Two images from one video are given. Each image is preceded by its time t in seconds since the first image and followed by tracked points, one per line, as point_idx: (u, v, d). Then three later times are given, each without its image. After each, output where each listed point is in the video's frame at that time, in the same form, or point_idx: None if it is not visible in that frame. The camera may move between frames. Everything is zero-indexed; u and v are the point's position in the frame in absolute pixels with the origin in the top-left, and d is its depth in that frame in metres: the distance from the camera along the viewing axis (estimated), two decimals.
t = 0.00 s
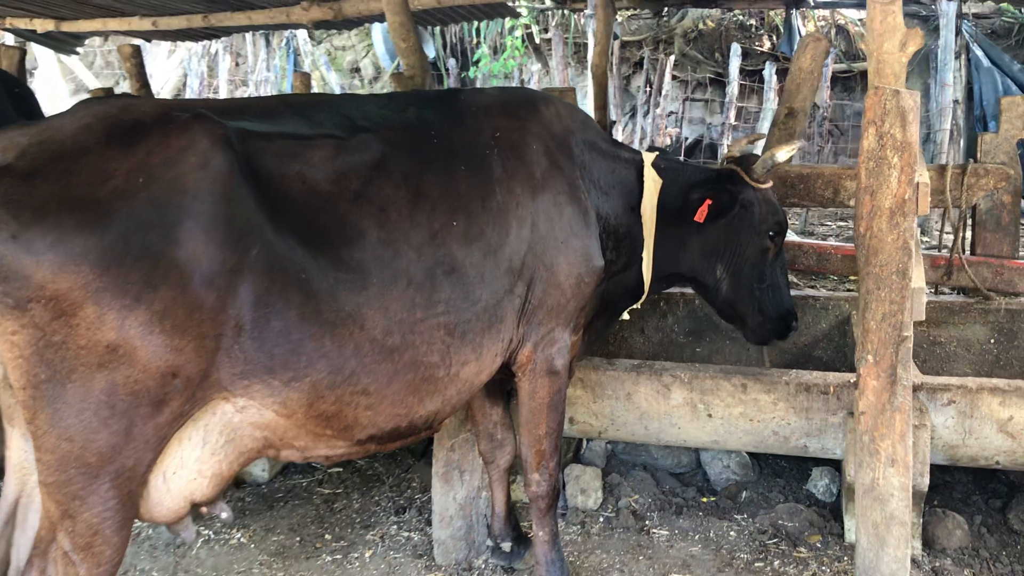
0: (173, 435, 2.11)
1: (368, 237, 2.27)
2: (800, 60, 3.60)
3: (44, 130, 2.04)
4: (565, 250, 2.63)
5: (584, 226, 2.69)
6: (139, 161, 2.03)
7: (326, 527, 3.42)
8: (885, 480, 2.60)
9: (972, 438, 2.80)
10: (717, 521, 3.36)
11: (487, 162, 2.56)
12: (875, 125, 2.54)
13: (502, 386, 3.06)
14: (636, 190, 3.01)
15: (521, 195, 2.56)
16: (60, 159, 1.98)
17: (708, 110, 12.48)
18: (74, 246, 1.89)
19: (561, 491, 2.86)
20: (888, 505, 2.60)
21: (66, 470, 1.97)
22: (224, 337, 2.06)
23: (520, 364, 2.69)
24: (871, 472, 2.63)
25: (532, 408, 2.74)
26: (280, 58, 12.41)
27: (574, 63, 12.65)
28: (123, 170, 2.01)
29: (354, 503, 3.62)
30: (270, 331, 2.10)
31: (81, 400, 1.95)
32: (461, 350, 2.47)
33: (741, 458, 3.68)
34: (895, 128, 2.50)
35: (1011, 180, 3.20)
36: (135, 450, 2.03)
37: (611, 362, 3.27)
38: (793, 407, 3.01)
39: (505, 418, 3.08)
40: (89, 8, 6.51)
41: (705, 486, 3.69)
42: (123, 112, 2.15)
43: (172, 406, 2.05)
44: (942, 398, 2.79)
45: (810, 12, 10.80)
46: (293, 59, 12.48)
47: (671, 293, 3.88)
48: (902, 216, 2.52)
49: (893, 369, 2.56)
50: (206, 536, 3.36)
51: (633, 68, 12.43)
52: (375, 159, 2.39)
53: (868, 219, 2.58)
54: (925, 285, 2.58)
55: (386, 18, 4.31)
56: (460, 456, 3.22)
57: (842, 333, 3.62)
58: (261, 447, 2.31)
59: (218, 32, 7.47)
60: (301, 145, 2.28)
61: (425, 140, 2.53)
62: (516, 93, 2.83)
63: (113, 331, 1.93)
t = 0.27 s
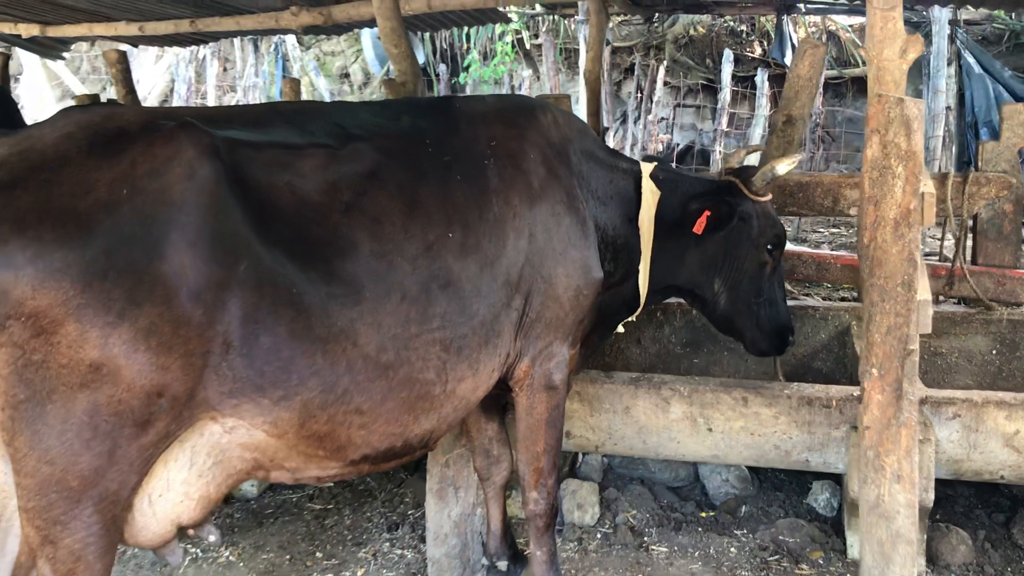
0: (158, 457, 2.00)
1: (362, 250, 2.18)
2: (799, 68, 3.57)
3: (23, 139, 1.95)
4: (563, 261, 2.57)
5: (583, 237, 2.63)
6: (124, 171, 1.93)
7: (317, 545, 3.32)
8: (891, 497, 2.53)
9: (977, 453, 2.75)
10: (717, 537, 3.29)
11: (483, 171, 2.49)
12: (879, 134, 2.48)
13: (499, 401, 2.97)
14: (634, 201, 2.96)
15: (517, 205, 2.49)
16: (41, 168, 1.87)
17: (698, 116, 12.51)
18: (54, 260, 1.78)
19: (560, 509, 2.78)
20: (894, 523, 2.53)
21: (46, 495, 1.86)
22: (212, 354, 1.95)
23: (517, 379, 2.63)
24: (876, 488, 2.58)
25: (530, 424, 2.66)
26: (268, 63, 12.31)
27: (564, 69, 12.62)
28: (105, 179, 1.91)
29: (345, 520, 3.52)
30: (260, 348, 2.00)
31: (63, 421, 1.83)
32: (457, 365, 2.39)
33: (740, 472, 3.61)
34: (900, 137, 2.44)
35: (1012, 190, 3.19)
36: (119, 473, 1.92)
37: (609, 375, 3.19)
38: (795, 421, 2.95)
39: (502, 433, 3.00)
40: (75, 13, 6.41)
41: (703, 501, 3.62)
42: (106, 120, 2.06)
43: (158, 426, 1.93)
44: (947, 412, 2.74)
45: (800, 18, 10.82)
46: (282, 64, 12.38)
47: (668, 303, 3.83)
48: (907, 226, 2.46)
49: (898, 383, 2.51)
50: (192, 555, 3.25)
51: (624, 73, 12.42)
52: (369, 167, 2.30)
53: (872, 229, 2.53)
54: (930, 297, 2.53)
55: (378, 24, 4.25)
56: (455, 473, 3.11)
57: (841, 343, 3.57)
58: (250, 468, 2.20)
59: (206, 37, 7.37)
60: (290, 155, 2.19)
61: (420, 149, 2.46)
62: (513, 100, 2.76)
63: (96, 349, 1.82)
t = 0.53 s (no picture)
0: (172, 471, 1.97)
1: (379, 258, 2.14)
2: (807, 73, 3.57)
3: (34, 147, 1.92)
4: (579, 270, 2.53)
5: (598, 245, 2.59)
6: (137, 179, 1.90)
7: (322, 557, 3.26)
8: (909, 508, 2.51)
9: (993, 462, 2.74)
10: (728, 547, 3.25)
11: (498, 177, 2.45)
12: (895, 141, 2.45)
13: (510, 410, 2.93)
14: (645, 208, 2.92)
15: (533, 212, 2.45)
16: (53, 177, 1.84)
17: (692, 122, 12.52)
18: (68, 271, 1.76)
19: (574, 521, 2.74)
20: (914, 534, 2.50)
21: (57, 511, 1.82)
22: (227, 366, 1.93)
23: (532, 389, 2.59)
24: (894, 498, 2.54)
25: (545, 434, 2.63)
26: (260, 69, 12.25)
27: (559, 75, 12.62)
28: (119, 188, 1.88)
29: (350, 531, 3.46)
30: (277, 360, 1.97)
31: (75, 435, 1.81)
32: (476, 375, 2.34)
33: (750, 481, 3.57)
34: (917, 144, 2.40)
35: None
36: (133, 487, 1.89)
37: (619, 385, 3.16)
38: (809, 431, 2.92)
39: (513, 444, 2.96)
40: (69, 18, 6.35)
41: (712, 510, 3.58)
42: (117, 127, 2.03)
43: (172, 439, 1.90)
44: (963, 421, 2.74)
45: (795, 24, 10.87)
46: (274, 70, 12.31)
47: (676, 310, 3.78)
48: (925, 234, 2.43)
49: (916, 394, 2.49)
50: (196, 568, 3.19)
51: (618, 80, 12.44)
52: (386, 175, 2.27)
53: (889, 237, 2.50)
54: (948, 304, 2.50)
55: (381, 28, 4.22)
56: (464, 484, 3.07)
57: (850, 351, 3.55)
58: (265, 483, 2.17)
59: (202, 42, 7.31)
60: (306, 161, 2.15)
61: (434, 155, 2.41)
62: (525, 106, 2.72)
63: (110, 362, 1.80)
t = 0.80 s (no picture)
0: (180, 475, 1.95)
1: (389, 261, 2.14)
2: (808, 77, 3.61)
3: (42, 148, 1.90)
4: (585, 273, 2.53)
5: (603, 248, 2.59)
6: (147, 181, 1.90)
7: (324, 562, 3.24)
8: (915, 511, 2.51)
9: (997, 465, 2.77)
10: (732, 551, 3.24)
11: (503, 180, 2.45)
12: (900, 144, 2.46)
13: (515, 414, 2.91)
14: (649, 211, 2.92)
15: (538, 214, 2.45)
16: (62, 179, 1.83)
17: (685, 127, 12.61)
18: (78, 274, 1.75)
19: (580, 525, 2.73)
20: (920, 537, 2.50)
21: (65, 516, 1.81)
22: (237, 370, 1.92)
23: (538, 393, 2.58)
24: (900, 501, 2.54)
25: (551, 438, 2.62)
26: (254, 73, 12.21)
27: (554, 80, 12.63)
28: (129, 191, 1.87)
29: (352, 536, 3.44)
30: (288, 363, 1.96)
31: (84, 439, 1.79)
32: (484, 378, 2.33)
33: (752, 485, 3.57)
34: (922, 147, 2.41)
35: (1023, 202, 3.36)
36: (142, 492, 1.87)
37: (623, 388, 3.15)
38: (813, 434, 2.92)
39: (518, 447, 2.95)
40: (63, 22, 6.32)
41: (714, 514, 3.57)
42: (126, 130, 2.02)
43: (182, 443, 1.89)
44: (968, 424, 2.76)
45: (789, 29, 10.93)
46: (268, 74, 12.27)
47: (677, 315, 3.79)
48: (930, 236, 2.44)
49: (922, 397, 2.50)
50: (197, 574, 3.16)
51: (613, 84, 12.44)
52: (398, 180, 2.27)
53: (894, 240, 2.51)
54: (954, 308, 2.48)
55: (381, 32, 4.16)
56: (468, 488, 3.07)
57: (852, 355, 3.55)
58: (273, 486, 2.16)
59: (197, 46, 7.27)
60: (316, 163, 2.15)
61: (440, 158, 2.41)
62: (530, 109, 2.73)
63: (121, 366, 1.79)
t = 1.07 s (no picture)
0: (191, 492, 1.93)
1: (403, 273, 2.13)
2: (814, 84, 3.62)
3: (53, 160, 1.88)
4: (596, 284, 2.50)
5: (614, 259, 2.57)
6: (160, 194, 1.87)
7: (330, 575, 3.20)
8: (930, 524, 2.48)
9: (1009, 476, 2.79)
10: (741, 563, 3.22)
11: (514, 191, 2.42)
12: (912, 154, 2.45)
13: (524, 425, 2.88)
14: (659, 221, 2.91)
15: (549, 225, 2.42)
16: (73, 193, 1.81)
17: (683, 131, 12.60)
18: (90, 289, 1.72)
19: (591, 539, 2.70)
20: (935, 551, 2.47)
21: (75, 535, 1.78)
22: (250, 385, 1.89)
23: (549, 406, 2.56)
24: (914, 514, 2.51)
25: (561, 451, 2.59)
26: (251, 78, 12.18)
27: (552, 86, 12.63)
28: (142, 204, 1.84)
29: (358, 548, 3.41)
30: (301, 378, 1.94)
31: (95, 456, 1.77)
32: (495, 391, 2.31)
33: (760, 495, 3.54)
34: (935, 156, 2.39)
35: None
36: (153, 510, 1.85)
37: (632, 399, 3.12)
38: (824, 445, 2.90)
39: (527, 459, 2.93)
40: (61, 28, 6.29)
41: (722, 525, 3.55)
42: (138, 141, 1.99)
43: (193, 460, 1.87)
44: (980, 435, 2.77)
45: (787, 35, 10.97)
46: (265, 79, 12.24)
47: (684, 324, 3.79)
48: (943, 247, 2.42)
49: (936, 408, 2.48)
50: None
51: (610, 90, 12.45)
52: (410, 192, 2.26)
53: (907, 250, 2.49)
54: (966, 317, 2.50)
55: (384, 39, 4.11)
56: (477, 500, 3.05)
57: (860, 364, 3.53)
58: (283, 500, 2.13)
59: (196, 51, 7.24)
60: (329, 177, 2.15)
61: (451, 169, 2.39)
62: (540, 119, 2.71)
63: (133, 382, 1.77)
